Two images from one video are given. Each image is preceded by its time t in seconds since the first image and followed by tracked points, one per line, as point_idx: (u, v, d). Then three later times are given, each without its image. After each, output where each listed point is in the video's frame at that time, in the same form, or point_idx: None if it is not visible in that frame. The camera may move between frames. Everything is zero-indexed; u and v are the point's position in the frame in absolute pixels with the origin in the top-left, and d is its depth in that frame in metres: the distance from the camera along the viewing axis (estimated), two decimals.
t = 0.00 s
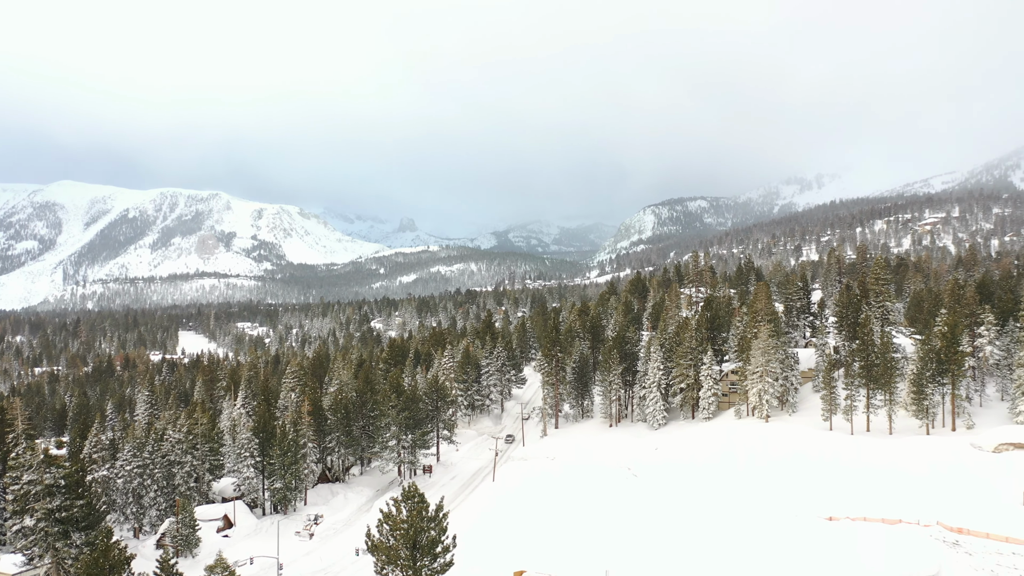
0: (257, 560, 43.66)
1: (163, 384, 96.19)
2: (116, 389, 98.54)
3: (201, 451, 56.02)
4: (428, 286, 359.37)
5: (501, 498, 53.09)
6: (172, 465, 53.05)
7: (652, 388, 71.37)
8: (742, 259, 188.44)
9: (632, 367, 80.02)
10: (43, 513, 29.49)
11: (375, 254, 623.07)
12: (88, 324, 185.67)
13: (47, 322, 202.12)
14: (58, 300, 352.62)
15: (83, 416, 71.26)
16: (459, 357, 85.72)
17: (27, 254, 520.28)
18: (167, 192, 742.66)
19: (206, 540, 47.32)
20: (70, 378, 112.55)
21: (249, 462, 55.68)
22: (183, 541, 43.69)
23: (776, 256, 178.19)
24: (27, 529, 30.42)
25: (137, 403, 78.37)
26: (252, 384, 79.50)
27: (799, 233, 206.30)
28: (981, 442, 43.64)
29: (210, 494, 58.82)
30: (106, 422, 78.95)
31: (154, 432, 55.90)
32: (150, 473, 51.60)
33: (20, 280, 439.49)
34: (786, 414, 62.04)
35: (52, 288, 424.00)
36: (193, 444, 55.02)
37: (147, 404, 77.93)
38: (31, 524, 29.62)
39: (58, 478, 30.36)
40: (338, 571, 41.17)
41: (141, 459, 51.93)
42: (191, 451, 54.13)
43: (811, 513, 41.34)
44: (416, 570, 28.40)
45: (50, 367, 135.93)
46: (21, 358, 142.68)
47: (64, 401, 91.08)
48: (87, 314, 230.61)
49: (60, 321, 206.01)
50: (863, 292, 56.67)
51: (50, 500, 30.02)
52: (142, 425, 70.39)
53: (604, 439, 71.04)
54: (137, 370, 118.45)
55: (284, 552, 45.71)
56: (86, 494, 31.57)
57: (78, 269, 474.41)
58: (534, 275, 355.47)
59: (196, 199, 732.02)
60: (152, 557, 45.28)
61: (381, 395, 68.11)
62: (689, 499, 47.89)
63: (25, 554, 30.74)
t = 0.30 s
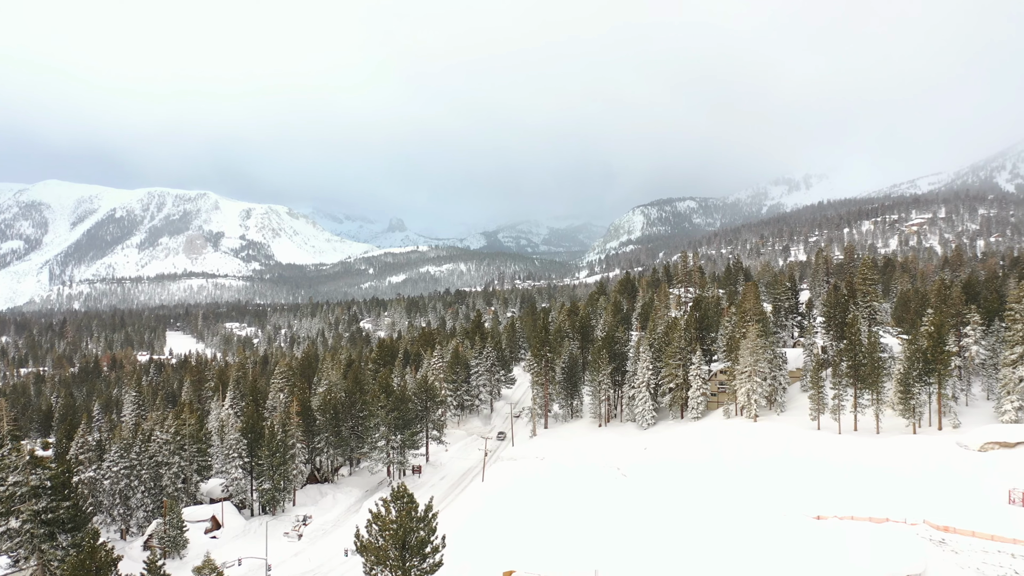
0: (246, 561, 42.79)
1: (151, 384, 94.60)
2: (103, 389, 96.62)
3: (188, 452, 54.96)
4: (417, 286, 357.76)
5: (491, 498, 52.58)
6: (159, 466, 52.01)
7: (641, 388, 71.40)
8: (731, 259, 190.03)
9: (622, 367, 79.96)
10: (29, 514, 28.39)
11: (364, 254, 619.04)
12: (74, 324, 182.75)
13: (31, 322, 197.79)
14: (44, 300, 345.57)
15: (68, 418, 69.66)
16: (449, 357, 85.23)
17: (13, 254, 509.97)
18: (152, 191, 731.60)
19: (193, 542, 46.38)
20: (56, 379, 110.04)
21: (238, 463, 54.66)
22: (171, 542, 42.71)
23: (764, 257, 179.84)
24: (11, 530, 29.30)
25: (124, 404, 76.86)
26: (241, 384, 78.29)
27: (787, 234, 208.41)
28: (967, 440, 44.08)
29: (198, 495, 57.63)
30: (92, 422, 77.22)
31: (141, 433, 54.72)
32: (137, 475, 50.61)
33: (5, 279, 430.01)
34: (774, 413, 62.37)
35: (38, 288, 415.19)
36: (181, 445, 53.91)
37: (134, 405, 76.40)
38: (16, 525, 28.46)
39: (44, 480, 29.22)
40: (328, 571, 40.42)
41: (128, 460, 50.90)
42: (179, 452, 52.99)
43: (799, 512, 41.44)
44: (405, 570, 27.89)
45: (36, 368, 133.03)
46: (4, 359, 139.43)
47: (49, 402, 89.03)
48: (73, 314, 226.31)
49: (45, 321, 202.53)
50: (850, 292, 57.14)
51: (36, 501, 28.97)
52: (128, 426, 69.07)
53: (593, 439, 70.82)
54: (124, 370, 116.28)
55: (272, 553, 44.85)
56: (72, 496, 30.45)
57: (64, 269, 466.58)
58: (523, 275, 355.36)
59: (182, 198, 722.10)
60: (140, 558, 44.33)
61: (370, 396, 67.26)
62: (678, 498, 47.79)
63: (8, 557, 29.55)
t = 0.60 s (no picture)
0: (234, 563, 42.03)
1: (139, 384, 92.92)
2: (88, 391, 94.56)
3: (175, 453, 53.64)
4: (406, 286, 355.99)
5: (480, 498, 52.17)
6: (146, 467, 50.74)
7: (630, 388, 71.36)
8: (719, 259, 191.63)
9: (611, 367, 79.81)
10: (14, 516, 28.82)
11: (352, 254, 614.35)
12: (59, 325, 179.44)
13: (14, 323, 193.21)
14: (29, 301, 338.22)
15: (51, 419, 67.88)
16: (438, 357, 84.52)
17: None
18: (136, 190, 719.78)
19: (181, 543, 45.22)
20: (41, 380, 107.35)
21: (226, 463, 53.35)
22: (157, 544, 41.57)
23: (753, 257, 181.54)
24: None
25: (110, 405, 75.16)
26: (229, 384, 76.98)
27: (776, 234, 210.55)
28: (953, 439, 44.55)
29: (185, 496, 56.07)
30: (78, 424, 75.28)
31: (128, 434, 53.43)
32: (124, 476, 49.43)
33: None
34: (762, 413, 62.64)
35: (22, 288, 406.62)
36: (169, 446, 52.56)
37: (121, 405, 74.76)
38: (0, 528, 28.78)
39: (29, 482, 29.81)
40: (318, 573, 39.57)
41: (114, 462, 49.88)
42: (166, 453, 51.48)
43: (787, 510, 41.55)
44: (394, 571, 27.38)
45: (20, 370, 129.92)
46: None
47: (33, 404, 86.66)
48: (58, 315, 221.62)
49: (27, 322, 198.18)
50: (838, 292, 57.66)
51: (20, 503, 29.40)
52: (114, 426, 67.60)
53: (582, 439, 70.66)
54: (111, 371, 113.82)
55: (260, 554, 43.93)
56: (56, 498, 31.03)
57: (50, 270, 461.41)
58: (512, 275, 355.15)
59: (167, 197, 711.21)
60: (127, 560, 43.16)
61: (359, 396, 66.40)
62: (667, 498, 47.69)
63: None
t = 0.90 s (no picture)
0: (222, 564, 41.23)
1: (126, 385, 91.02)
2: (74, 391, 92.47)
3: (163, 454, 52.39)
4: (395, 286, 354.23)
5: (469, 498, 51.67)
6: (134, 468, 49.55)
7: (619, 387, 71.32)
8: (708, 259, 193.19)
9: (600, 366, 79.73)
10: None
11: (340, 254, 609.75)
12: (44, 325, 175.62)
13: None
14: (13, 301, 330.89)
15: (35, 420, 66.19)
16: (426, 357, 83.72)
17: None
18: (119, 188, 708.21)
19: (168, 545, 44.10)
20: (25, 381, 104.61)
21: (214, 464, 52.22)
22: (145, 546, 40.46)
23: (742, 257, 183.27)
24: None
25: (96, 406, 73.49)
26: (216, 385, 75.69)
27: (764, 234, 212.66)
28: (939, 438, 44.99)
29: (173, 497, 54.85)
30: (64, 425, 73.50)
31: (116, 435, 52.15)
32: (111, 477, 48.22)
33: None
34: (750, 413, 62.91)
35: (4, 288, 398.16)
36: (156, 446, 51.37)
37: (108, 406, 73.17)
38: None
39: (14, 483, 30.23)
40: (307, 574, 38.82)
41: (101, 462, 48.48)
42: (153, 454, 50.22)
43: (775, 509, 41.67)
44: (383, 571, 26.86)
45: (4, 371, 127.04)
46: None
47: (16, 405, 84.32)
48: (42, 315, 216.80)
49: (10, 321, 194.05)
50: (825, 293, 58.09)
51: (6, 504, 30.04)
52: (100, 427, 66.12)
53: (572, 439, 70.41)
54: (98, 371, 111.39)
55: (248, 556, 43.03)
56: (42, 499, 31.43)
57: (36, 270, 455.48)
58: (501, 275, 354.90)
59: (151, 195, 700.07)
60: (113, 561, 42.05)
61: (348, 396, 65.55)
62: (656, 497, 47.59)
63: None
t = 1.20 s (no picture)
0: (210, 565, 40.47)
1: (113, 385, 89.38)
2: (60, 392, 90.63)
3: (151, 454, 51.01)
4: (384, 287, 352.26)
5: (458, 498, 51.22)
6: (121, 470, 48.28)
7: (608, 387, 71.18)
8: (696, 259, 194.63)
9: (589, 366, 79.57)
10: None
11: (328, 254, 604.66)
12: (29, 325, 171.96)
13: None
14: None
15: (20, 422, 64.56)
16: (415, 358, 83.04)
17: None
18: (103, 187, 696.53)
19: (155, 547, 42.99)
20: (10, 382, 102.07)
21: (202, 465, 51.06)
22: (131, 547, 39.17)
23: (730, 257, 185.04)
24: None
25: (83, 407, 71.91)
26: (204, 385, 74.46)
27: (752, 234, 214.70)
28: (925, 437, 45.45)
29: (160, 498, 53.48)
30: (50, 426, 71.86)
31: (102, 436, 50.84)
32: (98, 479, 46.81)
33: None
34: (738, 412, 63.11)
35: None
36: (144, 447, 50.09)
37: (95, 407, 71.65)
38: None
39: None
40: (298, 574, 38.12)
41: (88, 463, 47.21)
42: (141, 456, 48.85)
43: (763, 508, 41.74)
44: (373, 571, 26.34)
45: None
46: None
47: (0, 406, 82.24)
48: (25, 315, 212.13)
49: None
50: (813, 292, 58.47)
51: None
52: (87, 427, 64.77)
53: (561, 439, 70.14)
54: (86, 372, 109.22)
55: (237, 557, 42.17)
56: (27, 502, 31.31)
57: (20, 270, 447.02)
58: (490, 275, 354.38)
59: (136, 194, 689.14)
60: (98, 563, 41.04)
61: (337, 396, 64.72)
62: (644, 497, 47.50)
63: None
